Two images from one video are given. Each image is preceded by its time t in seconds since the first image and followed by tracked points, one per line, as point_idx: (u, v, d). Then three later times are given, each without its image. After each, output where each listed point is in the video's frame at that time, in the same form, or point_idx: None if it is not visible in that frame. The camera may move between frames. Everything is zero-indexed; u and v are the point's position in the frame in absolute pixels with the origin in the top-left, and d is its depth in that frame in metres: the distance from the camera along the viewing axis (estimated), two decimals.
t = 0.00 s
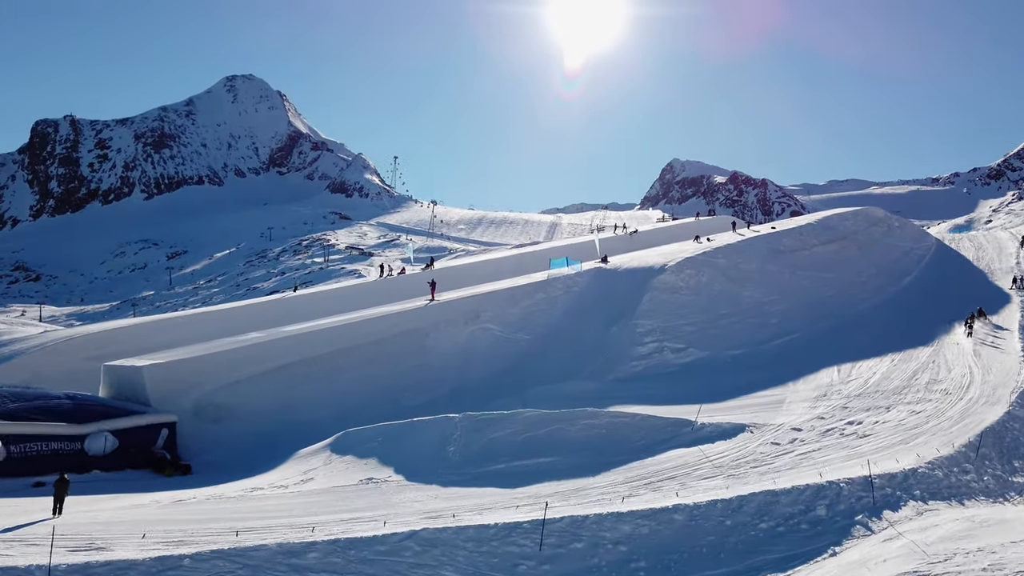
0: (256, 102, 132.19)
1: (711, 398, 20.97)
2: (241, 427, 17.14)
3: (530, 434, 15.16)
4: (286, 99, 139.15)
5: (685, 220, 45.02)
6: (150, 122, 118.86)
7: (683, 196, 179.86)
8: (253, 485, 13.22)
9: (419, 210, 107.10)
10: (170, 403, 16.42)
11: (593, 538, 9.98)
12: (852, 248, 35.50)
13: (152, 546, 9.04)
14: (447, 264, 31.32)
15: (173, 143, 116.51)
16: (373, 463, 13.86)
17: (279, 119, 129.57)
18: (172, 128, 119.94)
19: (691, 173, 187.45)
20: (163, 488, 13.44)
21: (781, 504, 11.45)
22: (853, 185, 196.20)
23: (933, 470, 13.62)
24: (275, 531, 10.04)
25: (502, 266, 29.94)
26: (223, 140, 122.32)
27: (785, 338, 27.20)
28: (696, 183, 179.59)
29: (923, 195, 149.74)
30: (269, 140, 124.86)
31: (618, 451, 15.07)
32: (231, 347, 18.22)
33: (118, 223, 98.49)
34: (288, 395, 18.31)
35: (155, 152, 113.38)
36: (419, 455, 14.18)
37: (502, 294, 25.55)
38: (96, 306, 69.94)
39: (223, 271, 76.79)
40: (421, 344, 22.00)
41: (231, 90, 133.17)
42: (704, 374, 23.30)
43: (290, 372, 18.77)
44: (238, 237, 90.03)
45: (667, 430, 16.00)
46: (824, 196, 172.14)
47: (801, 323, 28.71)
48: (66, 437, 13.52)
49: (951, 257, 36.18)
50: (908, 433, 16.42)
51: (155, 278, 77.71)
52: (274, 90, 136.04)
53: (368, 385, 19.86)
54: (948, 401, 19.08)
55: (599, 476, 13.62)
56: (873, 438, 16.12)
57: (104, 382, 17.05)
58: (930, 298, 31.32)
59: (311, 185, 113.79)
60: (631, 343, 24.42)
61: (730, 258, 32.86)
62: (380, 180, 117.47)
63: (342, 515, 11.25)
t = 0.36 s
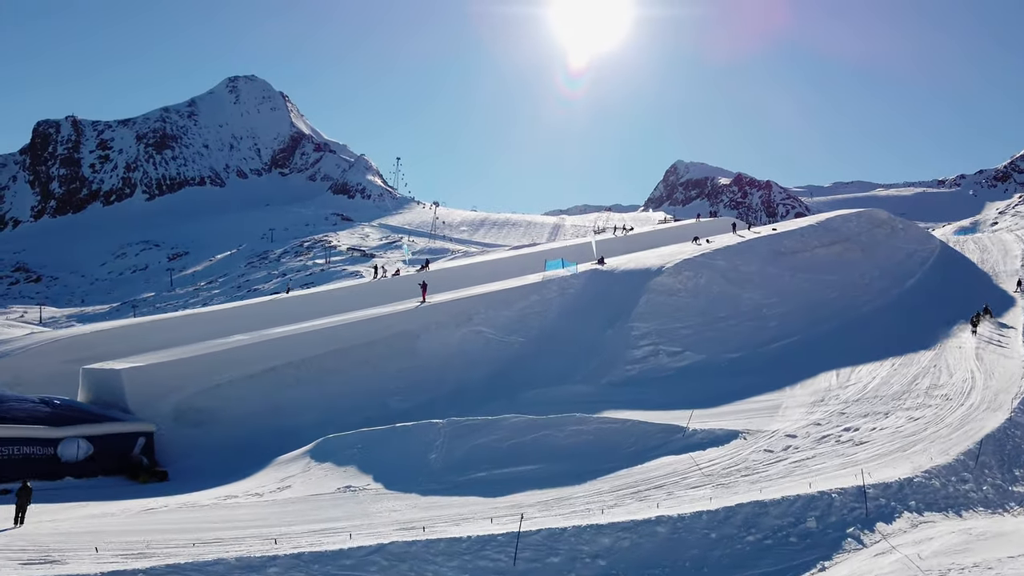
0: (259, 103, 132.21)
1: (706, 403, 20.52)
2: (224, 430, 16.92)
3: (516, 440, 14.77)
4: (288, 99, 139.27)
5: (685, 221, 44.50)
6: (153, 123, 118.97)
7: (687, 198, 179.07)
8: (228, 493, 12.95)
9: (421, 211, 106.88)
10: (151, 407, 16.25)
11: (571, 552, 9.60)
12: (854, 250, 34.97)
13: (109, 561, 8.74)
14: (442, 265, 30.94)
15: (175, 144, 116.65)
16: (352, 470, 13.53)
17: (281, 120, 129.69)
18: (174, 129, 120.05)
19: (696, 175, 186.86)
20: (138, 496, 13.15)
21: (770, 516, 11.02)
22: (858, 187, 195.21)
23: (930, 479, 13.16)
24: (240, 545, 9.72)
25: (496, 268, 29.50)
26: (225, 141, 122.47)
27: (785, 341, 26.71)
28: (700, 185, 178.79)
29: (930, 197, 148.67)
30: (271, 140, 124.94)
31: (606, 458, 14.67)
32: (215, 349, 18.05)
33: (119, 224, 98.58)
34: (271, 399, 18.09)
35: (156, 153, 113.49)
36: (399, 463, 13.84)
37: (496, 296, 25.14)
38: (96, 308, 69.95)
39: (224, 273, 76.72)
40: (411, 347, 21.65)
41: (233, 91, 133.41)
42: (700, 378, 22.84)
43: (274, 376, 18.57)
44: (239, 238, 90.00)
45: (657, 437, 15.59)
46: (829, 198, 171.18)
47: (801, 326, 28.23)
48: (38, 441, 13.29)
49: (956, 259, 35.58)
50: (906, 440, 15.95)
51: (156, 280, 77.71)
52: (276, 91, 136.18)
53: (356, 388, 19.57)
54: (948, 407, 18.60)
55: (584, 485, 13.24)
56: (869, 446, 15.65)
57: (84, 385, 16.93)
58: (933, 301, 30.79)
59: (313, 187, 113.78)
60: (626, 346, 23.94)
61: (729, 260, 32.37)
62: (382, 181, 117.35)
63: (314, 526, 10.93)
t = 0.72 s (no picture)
0: (258, 103, 132.07)
1: (698, 405, 20.09)
2: (203, 434, 16.86)
3: (498, 446, 14.35)
4: (287, 99, 139.11)
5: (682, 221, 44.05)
6: (152, 123, 118.76)
7: (689, 198, 178.67)
8: (199, 500, 12.64)
9: (421, 212, 106.59)
10: (126, 411, 16.09)
11: (543, 566, 9.22)
12: (853, 251, 34.51)
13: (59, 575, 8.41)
14: (434, 265, 30.57)
15: (174, 144, 116.54)
16: (327, 478, 13.28)
17: (281, 120, 129.57)
18: (173, 129, 119.94)
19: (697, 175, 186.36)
20: (106, 504, 12.79)
21: (755, 527, 10.62)
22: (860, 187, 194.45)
23: (923, 487, 12.73)
24: (200, 558, 9.38)
25: (488, 268, 29.11)
26: (224, 141, 122.35)
27: (781, 343, 26.26)
28: (702, 185, 178.24)
29: (932, 198, 148.09)
30: (270, 140, 124.81)
31: (591, 465, 14.25)
32: (196, 351, 17.96)
33: (117, 224, 98.44)
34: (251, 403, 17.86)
35: (155, 153, 113.37)
36: (376, 470, 13.48)
37: (486, 297, 24.77)
38: (92, 308, 69.76)
39: (222, 273, 76.52)
40: (398, 349, 21.32)
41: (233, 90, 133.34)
42: (694, 381, 22.31)
43: (254, 379, 18.33)
44: (238, 238, 89.80)
45: (644, 443, 15.19)
46: (831, 198, 170.60)
47: (798, 328, 27.79)
48: (8, 445, 12.97)
49: (958, 260, 35.09)
50: (901, 446, 15.51)
51: (153, 281, 77.50)
52: (275, 91, 136.06)
53: (341, 391, 19.41)
54: (945, 411, 18.16)
55: (567, 493, 12.84)
56: (862, 452, 15.22)
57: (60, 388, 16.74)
58: (933, 302, 30.33)
59: (313, 187, 113.61)
60: (618, 348, 23.51)
61: (725, 261, 31.95)
62: (382, 181, 117.13)
63: (281, 536, 10.57)
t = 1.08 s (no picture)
0: (256, 104, 131.89)
1: (688, 409, 19.69)
2: (177, 439, 16.64)
3: (477, 453, 14.08)
4: (285, 100, 138.84)
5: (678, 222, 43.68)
6: (148, 123, 118.47)
7: (688, 200, 178.24)
8: (165, 510, 12.28)
9: (419, 213, 106.30)
10: (98, 416, 15.90)
11: None
12: (849, 252, 34.13)
13: None
14: (424, 266, 30.22)
15: (171, 145, 116.29)
16: (299, 487, 12.94)
17: (279, 120, 129.37)
18: (170, 130, 119.70)
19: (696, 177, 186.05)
20: (71, 513, 12.42)
21: (737, 539, 10.23)
22: (861, 189, 193.93)
23: (915, 497, 12.31)
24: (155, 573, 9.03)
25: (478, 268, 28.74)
26: (221, 141, 122.11)
27: (776, 345, 25.82)
28: (701, 186, 177.77)
29: (933, 199, 147.64)
30: (267, 141, 124.61)
31: (573, 472, 13.87)
32: (172, 355, 17.77)
33: (114, 226, 98.14)
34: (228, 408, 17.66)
35: (152, 154, 113.11)
36: (350, 479, 13.13)
37: (474, 299, 24.44)
38: (87, 310, 69.43)
39: (218, 275, 76.20)
40: (381, 353, 21.04)
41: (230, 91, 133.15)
42: (685, 384, 21.87)
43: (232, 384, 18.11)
44: (234, 240, 89.49)
45: (629, 450, 14.80)
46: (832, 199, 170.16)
47: (792, 330, 27.39)
48: None
49: (956, 262, 34.69)
50: (893, 453, 15.09)
51: (149, 282, 77.20)
52: (273, 92, 135.88)
53: (322, 396, 19.24)
54: (939, 416, 17.76)
55: (546, 502, 12.45)
56: (853, 459, 14.81)
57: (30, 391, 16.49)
58: (930, 304, 29.93)
59: (311, 188, 113.36)
60: (608, 351, 23.11)
61: (719, 262, 31.58)
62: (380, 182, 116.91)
63: (244, 549, 10.19)
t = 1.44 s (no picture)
0: (252, 105, 131.71)
1: (678, 412, 19.29)
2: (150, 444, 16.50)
3: (454, 460, 13.78)
4: (281, 100, 138.53)
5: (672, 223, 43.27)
6: (144, 124, 118.15)
7: (687, 201, 177.89)
8: (130, 520, 11.94)
9: (417, 214, 105.99)
10: (69, 422, 15.80)
11: None
12: (845, 254, 33.78)
13: None
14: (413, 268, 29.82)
15: (167, 146, 115.98)
16: (269, 496, 12.63)
17: (275, 121, 129.10)
18: (166, 130, 119.40)
19: (695, 178, 185.78)
20: (34, 523, 12.06)
21: (718, 552, 9.86)
22: (861, 190, 193.63)
23: (905, 506, 11.90)
24: None
25: (467, 269, 28.34)
26: (218, 142, 121.82)
27: (770, 348, 25.39)
28: (700, 187, 177.48)
29: (933, 201, 147.32)
30: (264, 142, 124.36)
31: (554, 480, 13.50)
32: (148, 358, 17.66)
33: (109, 227, 97.77)
34: (205, 413, 17.50)
35: (148, 155, 112.77)
36: (322, 489, 12.84)
37: (461, 301, 24.11)
38: (81, 312, 69.03)
39: (214, 276, 75.83)
40: (364, 358, 20.77)
41: (226, 92, 132.98)
42: (675, 387, 21.48)
43: (209, 389, 17.96)
44: (230, 241, 89.13)
45: (612, 457, 14.45)
46: (831, 200, 169.87)
47: (787, 332, 26.99)
48: None
49: (953, 263, 34.35)
50: (885, 460, 14.69)
51: (144, 284, 76.88)
52: (270, 93, 135.71)
53: (303, 400, 18.99)
54: (933, 420, 17.36)
55: (524, 511, 12.08)
56: (843, 466, 14.42)
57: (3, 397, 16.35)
58: (927, 306, 29.56)
59: (308, 189, 113.06)
60: (598, 354, 22.72)
61: (712, 264, 31.20)
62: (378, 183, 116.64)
63: (206, 562, 9.84)
